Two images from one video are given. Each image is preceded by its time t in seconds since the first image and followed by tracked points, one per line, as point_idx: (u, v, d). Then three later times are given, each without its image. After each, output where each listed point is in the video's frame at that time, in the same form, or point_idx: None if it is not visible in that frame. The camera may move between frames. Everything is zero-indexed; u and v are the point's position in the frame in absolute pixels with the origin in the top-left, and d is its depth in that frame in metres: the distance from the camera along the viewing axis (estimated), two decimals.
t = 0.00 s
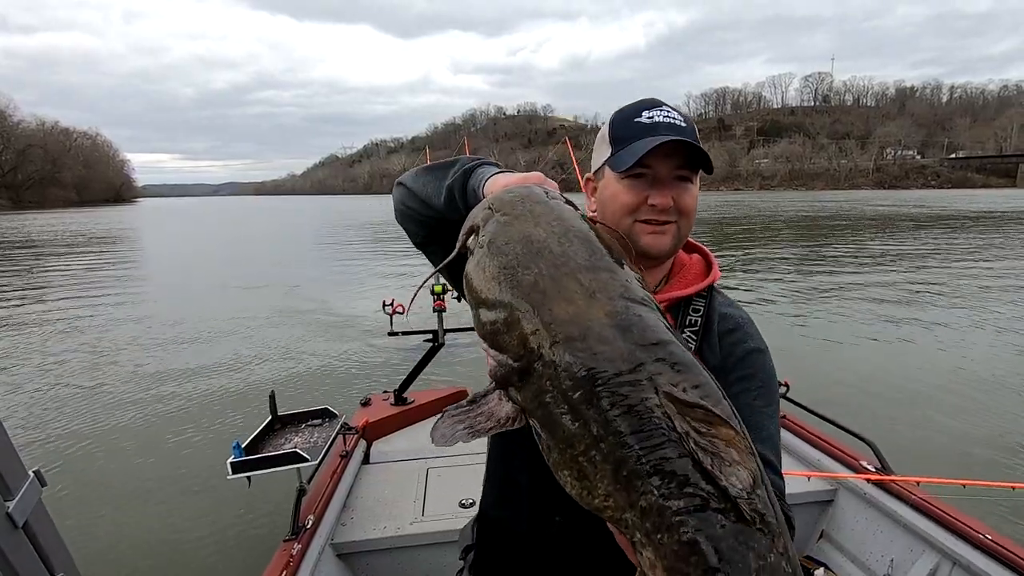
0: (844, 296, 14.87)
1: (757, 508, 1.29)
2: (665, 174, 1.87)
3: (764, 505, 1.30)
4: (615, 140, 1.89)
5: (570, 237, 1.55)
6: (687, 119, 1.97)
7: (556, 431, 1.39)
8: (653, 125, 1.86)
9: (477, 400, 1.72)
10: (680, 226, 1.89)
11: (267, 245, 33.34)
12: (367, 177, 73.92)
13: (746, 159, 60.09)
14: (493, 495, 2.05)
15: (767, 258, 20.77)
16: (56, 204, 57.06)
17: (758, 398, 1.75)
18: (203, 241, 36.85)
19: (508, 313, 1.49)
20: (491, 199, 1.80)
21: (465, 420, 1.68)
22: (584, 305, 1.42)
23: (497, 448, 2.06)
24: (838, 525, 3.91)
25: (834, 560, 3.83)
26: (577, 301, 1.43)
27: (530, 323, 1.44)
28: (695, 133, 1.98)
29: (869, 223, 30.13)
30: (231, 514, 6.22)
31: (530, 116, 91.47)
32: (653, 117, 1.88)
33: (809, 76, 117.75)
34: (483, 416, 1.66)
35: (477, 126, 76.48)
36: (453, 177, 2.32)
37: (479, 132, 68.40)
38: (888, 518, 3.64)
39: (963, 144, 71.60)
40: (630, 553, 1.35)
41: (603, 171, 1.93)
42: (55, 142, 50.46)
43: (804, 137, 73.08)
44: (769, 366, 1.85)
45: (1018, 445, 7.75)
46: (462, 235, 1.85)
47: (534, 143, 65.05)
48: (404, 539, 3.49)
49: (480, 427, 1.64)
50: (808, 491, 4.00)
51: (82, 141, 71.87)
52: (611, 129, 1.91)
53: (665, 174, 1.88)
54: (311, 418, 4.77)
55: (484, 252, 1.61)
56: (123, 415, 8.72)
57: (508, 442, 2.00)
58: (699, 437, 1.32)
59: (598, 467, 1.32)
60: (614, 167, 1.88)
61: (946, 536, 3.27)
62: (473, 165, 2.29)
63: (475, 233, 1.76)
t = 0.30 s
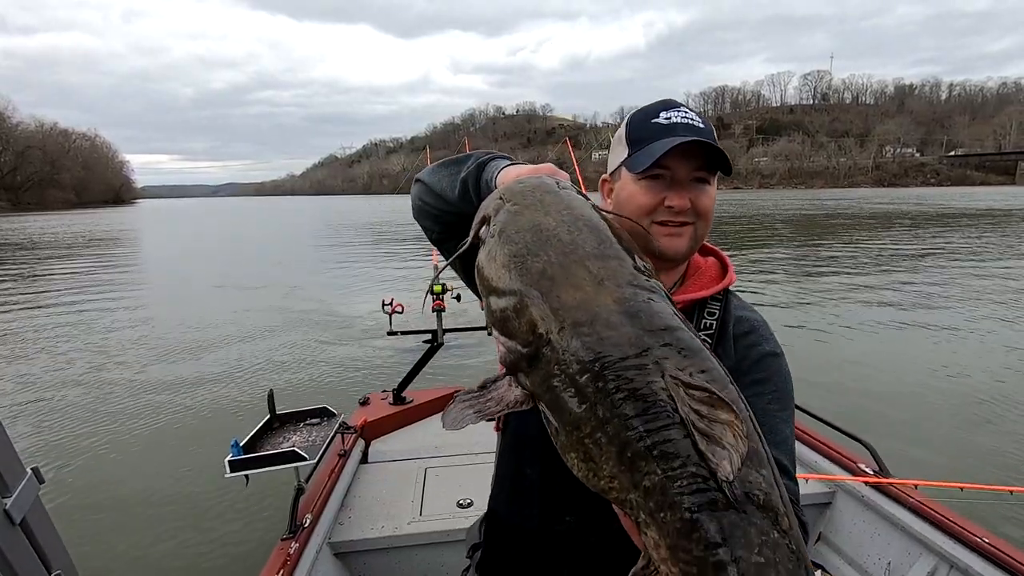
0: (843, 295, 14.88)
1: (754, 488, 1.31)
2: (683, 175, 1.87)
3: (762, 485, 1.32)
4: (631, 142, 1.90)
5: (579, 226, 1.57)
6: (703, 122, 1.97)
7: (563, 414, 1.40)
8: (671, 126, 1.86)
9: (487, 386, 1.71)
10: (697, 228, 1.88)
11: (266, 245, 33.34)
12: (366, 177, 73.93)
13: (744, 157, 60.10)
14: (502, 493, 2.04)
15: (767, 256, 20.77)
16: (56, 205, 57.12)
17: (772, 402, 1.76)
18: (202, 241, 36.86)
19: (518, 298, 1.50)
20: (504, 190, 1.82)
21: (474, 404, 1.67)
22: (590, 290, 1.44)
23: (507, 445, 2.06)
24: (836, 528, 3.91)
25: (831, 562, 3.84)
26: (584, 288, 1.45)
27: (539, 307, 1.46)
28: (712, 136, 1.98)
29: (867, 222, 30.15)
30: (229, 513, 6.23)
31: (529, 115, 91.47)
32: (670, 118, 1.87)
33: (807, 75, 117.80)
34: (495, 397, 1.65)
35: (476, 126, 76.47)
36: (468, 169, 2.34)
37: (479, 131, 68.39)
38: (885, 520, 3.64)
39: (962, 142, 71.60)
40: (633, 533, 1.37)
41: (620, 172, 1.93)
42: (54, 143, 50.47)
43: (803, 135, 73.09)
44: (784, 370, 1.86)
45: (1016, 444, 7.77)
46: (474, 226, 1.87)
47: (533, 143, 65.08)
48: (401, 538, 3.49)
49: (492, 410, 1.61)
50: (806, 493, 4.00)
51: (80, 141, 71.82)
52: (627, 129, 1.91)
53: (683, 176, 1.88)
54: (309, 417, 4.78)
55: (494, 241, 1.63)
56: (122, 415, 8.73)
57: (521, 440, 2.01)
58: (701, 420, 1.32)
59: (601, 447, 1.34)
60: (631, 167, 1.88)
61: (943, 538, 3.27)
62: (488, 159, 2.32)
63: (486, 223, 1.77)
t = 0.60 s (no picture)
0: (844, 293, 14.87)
1: (740, 486, 1.31)
2: (691, 176, 1.87)
3: (749, 484, 1.32)
4: (640, 141, 1.90)
5: (580, 231, 1.61)
6: (714, 123, 1.96)
7: (558, 413, 1.42)
8: (680, 126, 1.86)
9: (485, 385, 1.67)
10: (704, 229, 1.88)
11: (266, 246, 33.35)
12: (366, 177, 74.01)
13: (744, 156, 60.11)
14: (508, 488, 2.05)
15: (767, 254, 20.77)
16: (56, 207, 57.13)
17: (776, 403, 1.73)
18: (201, 242, 36.86)
19: (520, 299, 1.53)
20: (509, 195, 1.84)
21: (473, 402, 1.64)
22: (588, 293, 1.48)
23: (514, 439, 2.07)
24: (838, 526, 3.90)
25: (832, 560, 3.84)
26: (581, 293, 1.48)
27: (540, 309, 1.49)
28: (723, 137, 1.96)
29: (867, 220, 30.14)
30: (229, 513, 6.23)
31: (529, 115, 91.49)
32: (678, 119, 1.87)
33: (807, 73, 117.72)
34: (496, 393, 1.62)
35: (476, 125, 76.47)
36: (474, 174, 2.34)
37: (478, 131, 68.37)
38: (887, 518, 3.64)
39: (961, 139, 71.56)
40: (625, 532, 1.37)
41: (629, 172, 1.93)
42: (54, 145, 50.46)
43: (802, 134, 73.06)
44: (790, 369, 1.83)
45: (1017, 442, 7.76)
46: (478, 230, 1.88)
47: (533, 142, 65.06)
48: (402, 538, 3.49)
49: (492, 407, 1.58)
50: (807, 492, 4.00)
51: (79, 143, 71.82)
52: (636, 129, 1.91)
53: (691, 177, 1.87)
54: (310, 417, 4.78)
55: (499, 244, 1.66)
56: (122, 416, 8.73)
57: (526, 436, 2.01)
58: (686, 419, 1.33)
59: (595, 445, 1.36)
60: (638, 168, 1.88)
61: (945, 536, 3.27)
62: (495, 164, 2.32)
63: (491, 228, 1.79)
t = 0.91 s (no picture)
0: (844, 292, 14.87)
1: (729, 466, 1.34)
2: (687, 180, 1.85)
3: (736, 468, 1.34)
4: (638, 144, 1.90)
5: (557, 241, 1.66)
6: (712, 125, 1.95)
7: (546, 419, 1.46)
8: (677, 130, 1.86)
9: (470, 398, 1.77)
10: (699, 231, 1.87)
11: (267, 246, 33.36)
12: (366, 177, 73.94)
13: (744, 155, 60.09)
14: (508, 486, 2.05)
15: (768, 254, 20.75)
16: (57, 208, 57.15)
17: (772, 400, 1.72)
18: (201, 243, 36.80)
19: (495, 312, 1.60)
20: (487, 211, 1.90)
21: (461, 414, 1.74)
22: (560, 297, 1.52)
23: (514, 437, 2.07)
24: (840, 523, 3.91)
25: (834, 556, 3.84)
26: (556, 296, 1.53)
27: (518, 318, 1.54)
28: (722, 141, 1.96)
29: (867, 219, 30.15)
30: (232, 514, 6.24)
31: (529, 115, 91.42)
32: (675, 123, 1.88)
33: (807, 72, 117.68)
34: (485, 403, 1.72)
35: (476, 126, 76.50)
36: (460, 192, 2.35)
37: (478, 132, 68.39)
38: (889, 515, 3.63)
39: (961, 139, 71.56)
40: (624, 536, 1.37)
41: (626, 174, 1.93)
42: (55, 146, 50.47)
43: (802, 133, 73.08)
44: (788, 367, 1.81)
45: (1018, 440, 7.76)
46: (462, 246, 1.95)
47: (533, 142, 65.05)
48: (405, 538, 3.49)
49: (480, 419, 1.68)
50: (809, 488, 4.00)
51: (79, 143, 71.79)
52: (633, 132, 1.92)
53: (687, 181, 1.85)
54: (312, 418, 4.78)
55: (480, 258, 1.73)
56: (124, 417, 8.72)
57: (523, 435, 2.00)
58: (666, 412, 1.35)
59: (581, 448, 1.39)
60: (632, 170, 1.89)
61: (947, 533, 3.27)
62: (480, 180, 2.33)
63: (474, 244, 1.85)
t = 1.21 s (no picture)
0: (845, 292, 14.85)
1: (708, 449, 1.36)
2: (692, 188, 1.84)
3: (715, 453, 1.35)
4: (646, 143, 1.88)
5: (526, 243, 1.68)
6: (722, 134, 1.94)
7: (527, 424, 1.50)
8: (689, 136, 1.85)
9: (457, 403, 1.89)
10: (697, 237, 1.87)
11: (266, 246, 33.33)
12: (365, 177, 73.86)
13: (743, 156, 60.27)
14: (502, 488, 2.06)
15: (768, 254, 20.74)
16: (55, 208, 57.09)
17: (764, 399, 1.74)
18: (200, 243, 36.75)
19: (466, 321, 1.65)
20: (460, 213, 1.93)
21: (444, 422, 1.87)
22: (530, 298, 1.56)
23: (507, 439, 2.08)
24: (841, 522, 3.90)
25: (836, 555, 3.83)
26: (524, 299, 1.56)
27: (489, 326, 1.59)
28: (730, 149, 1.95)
29: (866, 219, 30.18)
30: (232, 514, 6.23)
31: (528, 115, 91.38)
32: (689, 128, 1.87)
33: (806, 72, 117.63)
34: (465, 425, 1.81)
35: (475, 126, 76.45)
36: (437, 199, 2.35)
37: (478, 132, 68.33)
38: (890, 514, 3.63)
39: (960, 139, 71.56)
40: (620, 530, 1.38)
41: (631, 171, 1.91)
42: (53, 146, 50.39)
43: (802, 134, 73.05)
44: (778, 366, 1.81)
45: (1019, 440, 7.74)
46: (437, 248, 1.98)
47: (533, 143, 65.02)
48: (406, 538, 3.48)
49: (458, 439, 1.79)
50: (810, 488, 3.99)
51: (78, 143, 71.73)
52: (643, 131, 1.90)
53: (691, 189, 1.84)
54: (312, 418, 4.77)
55: (452, 267, 1.77)
56: (124, 417, 8.70)
57: (512, 437, 2.00)
58: (640, 408, 1.39)
59: (562, 449, 1.43)
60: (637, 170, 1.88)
61: (948, 532, 3.26)
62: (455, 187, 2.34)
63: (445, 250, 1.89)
